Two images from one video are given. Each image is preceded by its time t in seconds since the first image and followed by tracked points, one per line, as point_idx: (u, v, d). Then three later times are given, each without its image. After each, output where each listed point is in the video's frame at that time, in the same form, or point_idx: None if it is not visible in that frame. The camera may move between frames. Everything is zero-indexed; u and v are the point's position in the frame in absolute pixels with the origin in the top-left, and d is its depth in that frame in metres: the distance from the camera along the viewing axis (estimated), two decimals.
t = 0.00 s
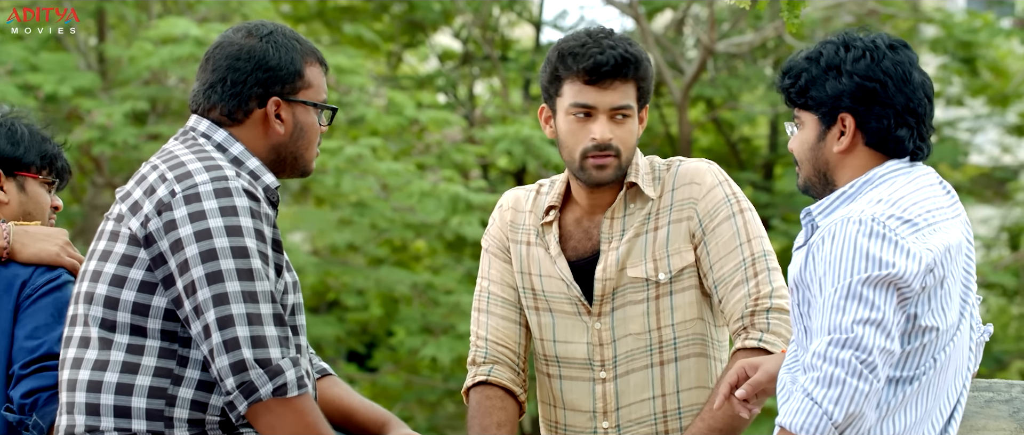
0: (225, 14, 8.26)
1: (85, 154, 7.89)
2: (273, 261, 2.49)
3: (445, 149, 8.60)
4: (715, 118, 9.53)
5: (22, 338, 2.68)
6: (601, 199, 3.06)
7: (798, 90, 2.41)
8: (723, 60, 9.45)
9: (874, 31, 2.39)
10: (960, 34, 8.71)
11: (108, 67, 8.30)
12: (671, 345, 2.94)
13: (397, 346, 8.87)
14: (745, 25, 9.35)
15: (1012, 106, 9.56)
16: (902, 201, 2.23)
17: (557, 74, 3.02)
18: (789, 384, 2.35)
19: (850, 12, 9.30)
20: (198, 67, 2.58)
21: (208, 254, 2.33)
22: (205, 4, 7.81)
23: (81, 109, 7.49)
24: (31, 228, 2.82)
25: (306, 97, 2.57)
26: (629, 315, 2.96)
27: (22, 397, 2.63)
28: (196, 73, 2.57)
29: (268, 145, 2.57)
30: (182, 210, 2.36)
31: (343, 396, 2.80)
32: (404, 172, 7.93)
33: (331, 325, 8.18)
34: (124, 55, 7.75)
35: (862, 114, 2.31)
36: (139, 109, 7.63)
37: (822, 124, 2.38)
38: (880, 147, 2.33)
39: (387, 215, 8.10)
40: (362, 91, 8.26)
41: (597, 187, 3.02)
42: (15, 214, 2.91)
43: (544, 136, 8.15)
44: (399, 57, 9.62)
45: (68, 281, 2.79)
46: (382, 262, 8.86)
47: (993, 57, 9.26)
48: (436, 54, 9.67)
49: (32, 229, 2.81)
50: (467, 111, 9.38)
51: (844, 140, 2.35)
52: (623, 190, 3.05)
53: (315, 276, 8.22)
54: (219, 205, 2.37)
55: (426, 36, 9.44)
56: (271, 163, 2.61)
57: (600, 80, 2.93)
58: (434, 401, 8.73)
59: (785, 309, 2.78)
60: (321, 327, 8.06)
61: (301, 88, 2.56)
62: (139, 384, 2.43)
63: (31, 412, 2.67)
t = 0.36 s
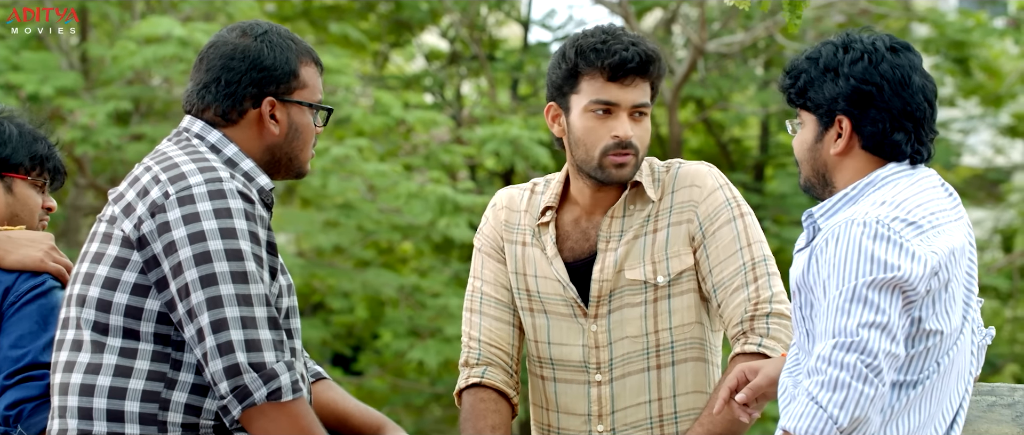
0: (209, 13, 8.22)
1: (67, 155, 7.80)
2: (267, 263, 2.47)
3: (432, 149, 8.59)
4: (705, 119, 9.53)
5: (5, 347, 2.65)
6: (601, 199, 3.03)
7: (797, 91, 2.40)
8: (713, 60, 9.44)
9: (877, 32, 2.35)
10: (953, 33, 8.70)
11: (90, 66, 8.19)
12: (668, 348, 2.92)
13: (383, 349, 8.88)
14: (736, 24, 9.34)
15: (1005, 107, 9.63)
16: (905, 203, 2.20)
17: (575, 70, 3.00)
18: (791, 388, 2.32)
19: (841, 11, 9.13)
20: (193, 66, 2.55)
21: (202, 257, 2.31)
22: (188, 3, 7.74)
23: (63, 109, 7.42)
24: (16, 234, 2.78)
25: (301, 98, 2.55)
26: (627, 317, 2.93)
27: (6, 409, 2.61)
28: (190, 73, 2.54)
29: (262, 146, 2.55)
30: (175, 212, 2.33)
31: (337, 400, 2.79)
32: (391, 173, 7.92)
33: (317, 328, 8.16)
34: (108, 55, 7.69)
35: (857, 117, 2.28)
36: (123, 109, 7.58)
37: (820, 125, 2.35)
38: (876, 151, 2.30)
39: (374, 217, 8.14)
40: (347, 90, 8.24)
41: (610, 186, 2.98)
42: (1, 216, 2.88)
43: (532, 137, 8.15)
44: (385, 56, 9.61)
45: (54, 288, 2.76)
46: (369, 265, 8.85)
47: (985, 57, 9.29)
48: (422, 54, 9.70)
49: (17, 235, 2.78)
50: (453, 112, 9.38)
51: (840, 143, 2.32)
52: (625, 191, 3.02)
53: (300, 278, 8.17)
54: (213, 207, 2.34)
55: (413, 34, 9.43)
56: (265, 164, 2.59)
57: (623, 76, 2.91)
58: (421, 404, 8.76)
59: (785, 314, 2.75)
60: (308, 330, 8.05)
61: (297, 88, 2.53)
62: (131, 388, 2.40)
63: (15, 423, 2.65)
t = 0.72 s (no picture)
0: (193, 13, 8.15)
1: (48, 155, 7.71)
2: (261, 266, 2.44)
3: (419, 150, 8.56)
4: (695, 120, 9.52)
5: None
6: (605, 200, 3.01)
7: (797, 91, 2.38)
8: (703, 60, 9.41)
9: (878, 32, 2.34)
10: (943, 33, 8.76)
11: (72, 66, 8.09)
12: (668, 352, 2.90)
13: (368, 352, 8.87)
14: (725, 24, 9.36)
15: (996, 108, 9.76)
16: (907, 205, 2.19)
17: (579, 70, 2.98)
18: (792, 392, 2.31)
19: (831, 11, 9.15)
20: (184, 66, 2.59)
21: (195, 259, 2.29)
22: (172, 2, 7.67)
23: (45, 110, 7.33)
24: (9, 235, 2.73)
25: (287, 92, 2.53)
26: (626, 320, 2.92)
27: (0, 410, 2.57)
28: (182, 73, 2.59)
29: (248, 141, 2.54)
30: (168, 214, 2.31)
31: (332, 403, 2.77)
32: (377, 174, 7.90)
33: (303, 331, 8.11)
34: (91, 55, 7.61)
35: (858, 117, 2.27)
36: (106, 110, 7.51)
37: (822, 125, 2.34)
38: (878, 151, 2.29)
39: (360, 219, 8.10)
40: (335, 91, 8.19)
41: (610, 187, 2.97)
42: None
43: (520, 138, 8.15)
44: (371, 56, 9.57)
45: (46, 289, 2.72)
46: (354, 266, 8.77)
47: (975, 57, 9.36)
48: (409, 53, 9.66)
49: (10, 236, 2.73)
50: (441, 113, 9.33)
51: (842, 143, 2.31)
52: (626, 195, 3.01)
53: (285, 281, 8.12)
54: (207, 209, 2.32)
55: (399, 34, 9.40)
56: (254, 162, 2.57)
57: (628, 77, 2.89)
58: (407, 408, 8.76)
59: (788, 319, 2.74)
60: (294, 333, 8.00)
61: (281, 82, 2.52)
62: (124, 392, 2.36)
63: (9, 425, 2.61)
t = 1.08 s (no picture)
0: (178, 11, 8.12)
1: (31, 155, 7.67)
2: (256, 267, 2.42)
3: (408, 150, 8.55)
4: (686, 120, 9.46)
5: None
6: (607, 200, 2.99)
7: (797, 91, 2.36)
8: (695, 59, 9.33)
9: (877, 31, 2.31)
10: (936, 32, 8.77)
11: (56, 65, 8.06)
12: (670, 356, 2.88)
13: (355, 354, 8.86)
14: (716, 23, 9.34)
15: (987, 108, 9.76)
16: (908, 205, 2.17)
17: (582, 67, 2.95)
18: (792, 395, 2.28)
19: (823, 9, 9.16)
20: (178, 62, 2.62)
21: (190, 260, 2.27)
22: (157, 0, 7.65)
23: (29, 109, 7.29)
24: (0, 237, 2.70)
25: (277, 88, 2.54)
26: (628, 323, 2.90)
27: None
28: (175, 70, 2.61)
29: (238, 138, 2.54)
30: (163, 214, 2.30)
31: (326, 406, 2.77)
32: (366, 174, 7.90)
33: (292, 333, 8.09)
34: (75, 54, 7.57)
35: (859, 117, 2.25)
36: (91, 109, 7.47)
37: (821, 126, 2.31)
38: (879, 151, 2.26)
39: (348, 220, 8.06)
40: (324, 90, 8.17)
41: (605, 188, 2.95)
42: None
43: (510, 138, 8.18)
44: (358, 55, 9.56)
45: (38, 292, 2.70)
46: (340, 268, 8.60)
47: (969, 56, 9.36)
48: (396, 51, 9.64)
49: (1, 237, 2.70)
50: (429, 113, 9.33)
51: (842, 143, 2.29)
52: (629, 197, 2.99)
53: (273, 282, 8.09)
54: (201, 209, 2.30)
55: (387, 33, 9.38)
56: (246, 160, 2.57)
57: (629, 78, 2.87)
58: (395, 411, 8.76)
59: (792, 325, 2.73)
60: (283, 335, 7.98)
61: (270, 77, 2.53)
62: (117, 394, 2.34)
63: None
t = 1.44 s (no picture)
0: (162, 10, 8.13)
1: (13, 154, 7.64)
2: (251, 268, 2.40)
3: (395, 151, 8.54)
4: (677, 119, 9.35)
5: None
6: (608, 202, 2.97)
7: (797, 91, 2.34)
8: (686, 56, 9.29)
9: (877, 30, 2.29)
10: (929, 31, 8.83)
11: (38, 64, 8.03)
12: (669, 358, 2.87)
13: (341, 358, 8.89)
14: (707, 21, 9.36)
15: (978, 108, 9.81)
16: (910, 207, 2.15)
17: (592, 67, 2.92)
18: (792, 397, 2.26)
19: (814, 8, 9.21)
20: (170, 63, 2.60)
21: (184, 261, 2.25)
22: None
23: (11, 109, 7.25)
24: None
25: (271, 87, 2.52)
26: (627, 325, 2.88)
27: None
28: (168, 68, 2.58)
29: (233, 138, 2.52)
30: (157, 215, 2.27)
31: (321, 409, 2.76)
32: (352, 175, 7.91)
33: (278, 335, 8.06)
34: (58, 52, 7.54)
35: (859, 117, 2.23)
36: (74, 109, 7.44)
37: (821, 126, 2.29)
38: (880, 151, 2.24)
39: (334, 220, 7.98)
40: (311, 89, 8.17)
41: (614, 190, 2.93)
42: None
43: (498, 138, 8.22)
44: (344, 54, 9.55)
45: (31, 294, 2.68)
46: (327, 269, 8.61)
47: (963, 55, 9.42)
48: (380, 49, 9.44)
49: None
50: (416, 113, 9.36)
51: (842, 144, 2.27)
52: (630, 198, 2.96)
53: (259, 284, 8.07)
54: (196, 210, 2.28)
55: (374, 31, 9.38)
56: (240, 160, 2.55)
57: (644, 80, 2.84)
58: (382, 414, 8.80)
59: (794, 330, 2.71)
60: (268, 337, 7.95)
61: (265, 77, 2.51)
62: (110, 398, 2.32)
63: None
